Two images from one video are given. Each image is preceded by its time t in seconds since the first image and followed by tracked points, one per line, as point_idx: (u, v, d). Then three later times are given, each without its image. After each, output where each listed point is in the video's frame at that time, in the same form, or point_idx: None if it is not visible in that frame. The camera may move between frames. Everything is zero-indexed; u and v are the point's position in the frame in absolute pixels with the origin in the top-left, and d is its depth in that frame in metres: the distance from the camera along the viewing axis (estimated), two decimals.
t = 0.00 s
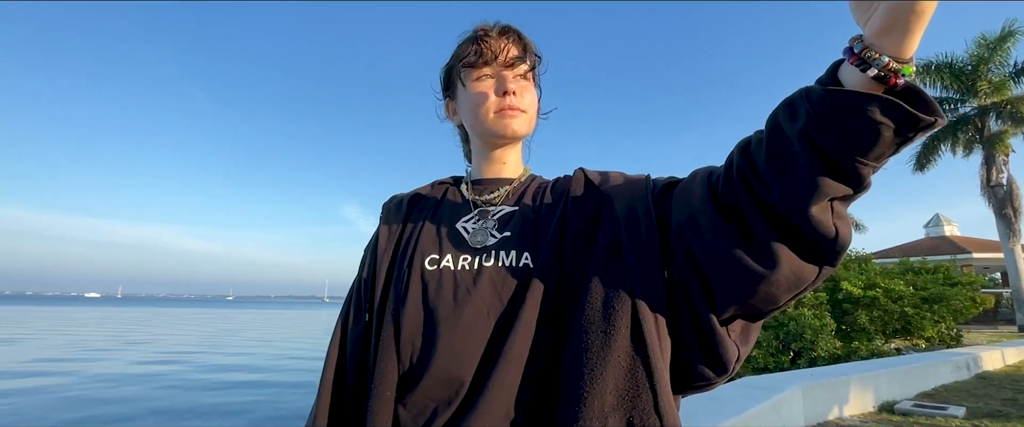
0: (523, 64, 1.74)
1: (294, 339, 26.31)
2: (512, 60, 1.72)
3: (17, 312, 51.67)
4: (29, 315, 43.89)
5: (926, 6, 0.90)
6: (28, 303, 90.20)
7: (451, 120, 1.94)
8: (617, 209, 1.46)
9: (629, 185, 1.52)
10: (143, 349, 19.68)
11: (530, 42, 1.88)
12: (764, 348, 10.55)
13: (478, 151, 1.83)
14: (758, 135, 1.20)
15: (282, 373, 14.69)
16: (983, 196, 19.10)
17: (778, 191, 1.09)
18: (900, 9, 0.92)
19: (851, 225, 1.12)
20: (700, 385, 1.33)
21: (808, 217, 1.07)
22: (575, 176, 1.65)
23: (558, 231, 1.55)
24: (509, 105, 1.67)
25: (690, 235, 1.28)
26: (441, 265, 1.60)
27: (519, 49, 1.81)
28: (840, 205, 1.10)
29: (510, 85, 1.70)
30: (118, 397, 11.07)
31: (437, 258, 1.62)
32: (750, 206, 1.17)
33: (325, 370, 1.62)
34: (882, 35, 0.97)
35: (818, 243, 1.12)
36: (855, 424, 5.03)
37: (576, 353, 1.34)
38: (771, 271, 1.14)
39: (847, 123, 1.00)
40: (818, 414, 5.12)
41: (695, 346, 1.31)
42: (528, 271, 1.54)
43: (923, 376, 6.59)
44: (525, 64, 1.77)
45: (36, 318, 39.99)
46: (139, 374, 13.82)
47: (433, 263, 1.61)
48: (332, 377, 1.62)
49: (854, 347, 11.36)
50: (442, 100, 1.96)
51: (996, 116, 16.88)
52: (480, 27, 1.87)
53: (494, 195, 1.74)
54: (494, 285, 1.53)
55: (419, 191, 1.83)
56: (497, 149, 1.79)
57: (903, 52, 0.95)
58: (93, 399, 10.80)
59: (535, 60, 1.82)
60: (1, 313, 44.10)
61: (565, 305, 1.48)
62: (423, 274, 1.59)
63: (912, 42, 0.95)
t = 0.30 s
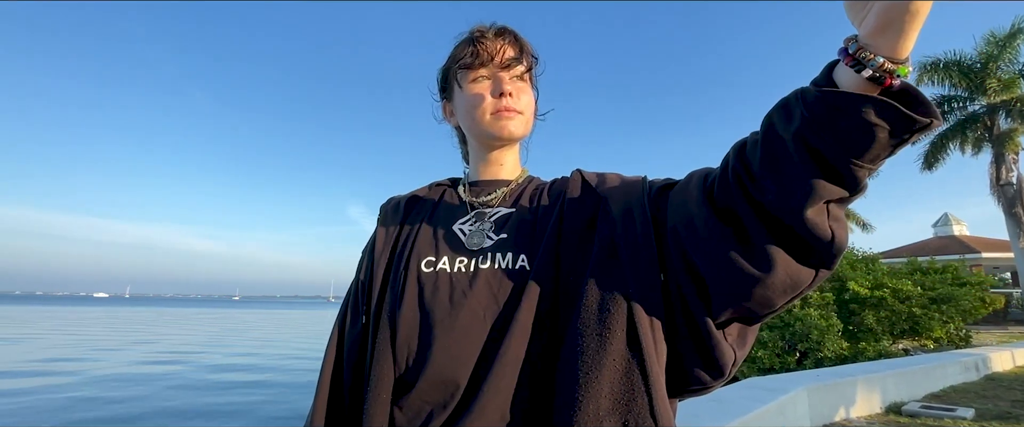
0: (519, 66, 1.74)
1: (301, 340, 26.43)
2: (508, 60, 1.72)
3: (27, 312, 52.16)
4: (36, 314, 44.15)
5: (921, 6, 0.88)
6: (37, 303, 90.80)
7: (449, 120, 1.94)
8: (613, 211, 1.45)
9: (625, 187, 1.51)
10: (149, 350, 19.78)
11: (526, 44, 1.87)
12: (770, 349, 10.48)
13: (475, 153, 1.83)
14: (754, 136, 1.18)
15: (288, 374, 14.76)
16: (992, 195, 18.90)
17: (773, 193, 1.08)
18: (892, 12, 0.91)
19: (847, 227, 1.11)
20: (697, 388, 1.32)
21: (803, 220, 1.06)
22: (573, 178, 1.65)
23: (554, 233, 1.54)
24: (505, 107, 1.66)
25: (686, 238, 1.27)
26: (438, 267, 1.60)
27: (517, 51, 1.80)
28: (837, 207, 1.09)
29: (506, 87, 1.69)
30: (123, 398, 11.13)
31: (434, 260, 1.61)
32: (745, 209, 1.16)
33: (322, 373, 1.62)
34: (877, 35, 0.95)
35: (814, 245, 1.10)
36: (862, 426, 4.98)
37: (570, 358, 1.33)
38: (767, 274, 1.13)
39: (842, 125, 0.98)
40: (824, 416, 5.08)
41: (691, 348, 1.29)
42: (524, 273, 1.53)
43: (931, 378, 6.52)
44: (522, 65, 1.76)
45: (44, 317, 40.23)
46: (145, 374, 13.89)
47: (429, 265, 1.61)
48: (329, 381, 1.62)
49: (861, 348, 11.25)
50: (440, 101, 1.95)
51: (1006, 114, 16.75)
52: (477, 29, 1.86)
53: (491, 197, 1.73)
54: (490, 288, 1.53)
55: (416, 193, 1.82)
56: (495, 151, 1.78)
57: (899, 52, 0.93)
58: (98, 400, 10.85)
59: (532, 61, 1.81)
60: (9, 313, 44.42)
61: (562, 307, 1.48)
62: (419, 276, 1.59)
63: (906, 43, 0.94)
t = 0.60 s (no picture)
0: (516, 65, 1.73)
1: (306, 340, 26.51)
2: (505, 61, 1.71)
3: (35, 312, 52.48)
4: (43, 314, 44.35)
5: (917, 7, 0.87)
6: (45, 303, 91.39)
7: (445, 120, 1.92)
8: (610, 212, 1.43)
9: (621, 187, 1.50)
10: (155, 350, 19.85)
11: (523, 43, 1.86)
12: (776, 349, 10.43)
13: (472, 153, 1.82)
14: (750, 136, 1.16)
15: (293, 374, 14.77)
16: (1001, 195, 18.73)
17: (770, 194, 1.06)
18: (888, 10, 0.89)
19: (846, 229, 1.09)
20: (694, 391, 1.31)
21: (800, 223, 1.04)
22: (570, 178, 1.63)
23: (550, 234, 1.53)
24: (502, 107, 1.66)
25: (683, 242, 1.25)
26: (435, 269, 1.59)
27: (514, 51, 1.79)
28: (834, 208, 1.07)
29: (503, 86, 1.68)
30: (129, 398, 11.16)
31: (430, 262, 1.61)
32: (742, 210, 1.14)
33: (319, 375, 1.62)
34: (872, 33, 0.93)
35: (811, 248, 1.08)
36: None
37: (566, 360, 1.31)
38: (764, 277, 1.11)
39: (839, 125, 0.97)
40: (830, 417, 5.03)
41: (690, 349, 1.28)
42: (520, 275, 1.52)
43: (939, 379, 6.44)
44: (519, 66, 1.76)
45: (50, 318, 40.34)
46: (150, 375, 13.92)
47: (426, 266, 1.60)
48: (326, 383, 1.62)
49: (868, 349, 11.17)
50: (437, 102, 1.94)
51: (1015, 112, 16.61)
52: (474, 29, 1.85)
53: (488, 198, 1.72)
54: (486, 291, 1.51)
55: (413, 194, 1.81)
56: (493, 151, 1.77)
57: (894, 51, 0.92)
58: (103, 400, 10.88)
59: (529, 61, 1.81)
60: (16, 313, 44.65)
61: (559, 309, 1.47)
62: (416, 278, 1.58)
63: (903, 41, 0.92)
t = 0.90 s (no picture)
0: (513, 64, 1.72)
1: (311, 340, 26.56)
2: (502, 61, 1.70)
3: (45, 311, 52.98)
4: (52, 314, 44.66)
5: (912, 4, 0.86)
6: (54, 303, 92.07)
7: (443, 121, 1.91)
8: (606, 214, 1.42)
9: (618, 188, 1.48)
10: (163, 350, 20.01)
11: (520, 44, 1.84)
12: (781, 350, 10.37)
13: (469, 154, 1.81)
14: (746, 137, 1.14)
15: (298, 375, 14.80)
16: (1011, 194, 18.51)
17: (766, 196, 1.04)
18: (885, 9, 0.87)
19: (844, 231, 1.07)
20: (692, 396, 1.29)
21: (796, 226, 1.03)
22: (567, 179, 1.62)
23: (546, 236, 1.52)
24: (499, 107, 1.65)
25: (679, 245, 1.24)
26: (431, 271, 1.58)
27: (511, 51, 1.78)
28: (833, 211, 1.05)
29: (500, 86, 1.67)
30: (136, 398, 11.24)
31: (426, 263, 1.60)
32: (739, 213, 1.12)
33: (316, 376, 1.61)
34: (868, 32, 0.92)
35: (809, 251, 1.06)
36: None
37: (560, 363, 1.30)
38: (761, 281, 1.09)
39: (836, 127, 0.95)
40: (836, 419, 4.98)
41: (687, 353, 1.26)
42: (517, 277, 1.51)
43: (947, 380, 6.37)
44: (516, 65, 1.75)
45: (59, 317, 40.60)
46: (156, 375, 13.99)
47: (422, 268, 1.59)
48: (323, 384, 1.61)
49: (874, 349, 11.08)
50: (434, 102, 1.93)
51: None
52: (470, 28, 1.84)
53: (485, 198, 1.71)
54: (482, 293, 1.50)
55: (410, 195, 1.80)
56: (489, 152, 1.76)
57: (890, 50, 0.90)
58: (111, 400, 10.97)
59: (525, 61, 1.80)
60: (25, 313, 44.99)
61: (555, 312, 1.45)
62: (412, 280, 1.57)
63: (901, 40, 0.90)
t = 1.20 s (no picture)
0: (509, 65, 1.71)
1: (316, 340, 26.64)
2: (499, 61, 1.69)
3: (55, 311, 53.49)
4: (61, 314, 45.07)
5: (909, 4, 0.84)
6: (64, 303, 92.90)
7: (439, 121, 1.90)
8: (602, 215, 1.40)
9: (615, 189, 1.47)
10: (170, 350, 20.15)
11: (516, 43, 1.83)
12: (787, 350, 10.30)
13: (466, 155, 1.80)
14: (742, 139, 1.13)
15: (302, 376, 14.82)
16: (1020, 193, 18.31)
17: (761, 199, 1.03)
18: (880, 9, 0.86)
19: (841, 234, 1.05)
20: (689, 400, 1.27)
21: (791, 229, 1.01)
22: (564, 180, 1.61)
23: (541, 238, 1.51)
24: (495, 107, 1.63)
25: (674, 248, 1.22)
26: (427, 273, 1.57)
27: (507, 50, 1.76)
28: (830, 213, 1.03)
29: (496, 87, 1.65)
30: (142, 398, 11.33)
31: (422, 265, 1.59)
32: (734, 216, 1.10)
33: (311, 378, 1.61)
34: (862, 33, 0.90)
35: (804, 254, 1.05)
36: None
37: (555, 366, 1.29)
38: (757, 285, 1.07)
39: (830, 130, 0.93)
40: (841, 420, 4.93)
41: (683, 357, 1.24)
42: (513, 280, 1.50)
43: (953, 382, 6.31)
44: (512, 65, 1.73)
45: (68, 317, 40.98)
46: (161, 376, 14.05)
47: (418, 270, 1.58)
48: (319, 386, 1.61)
49: (881, 349, 10.98)
50: (430, 103, 1.92)
51: None
52: (466, 28, 1.82)
53: (481, 200, 1.70)
54: (478, 295, 1.49)
55: (406, 196, 1.80)
56: (486, 153, 1.75)
57: (886, 50, 0.88)
58: (117, 400, 11.05)
59: (522, 61, 1.78)
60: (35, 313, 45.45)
61: (551, 314, 1.44)
62: (407, 282, 1.56)
63: (896, 40, 0.88)
